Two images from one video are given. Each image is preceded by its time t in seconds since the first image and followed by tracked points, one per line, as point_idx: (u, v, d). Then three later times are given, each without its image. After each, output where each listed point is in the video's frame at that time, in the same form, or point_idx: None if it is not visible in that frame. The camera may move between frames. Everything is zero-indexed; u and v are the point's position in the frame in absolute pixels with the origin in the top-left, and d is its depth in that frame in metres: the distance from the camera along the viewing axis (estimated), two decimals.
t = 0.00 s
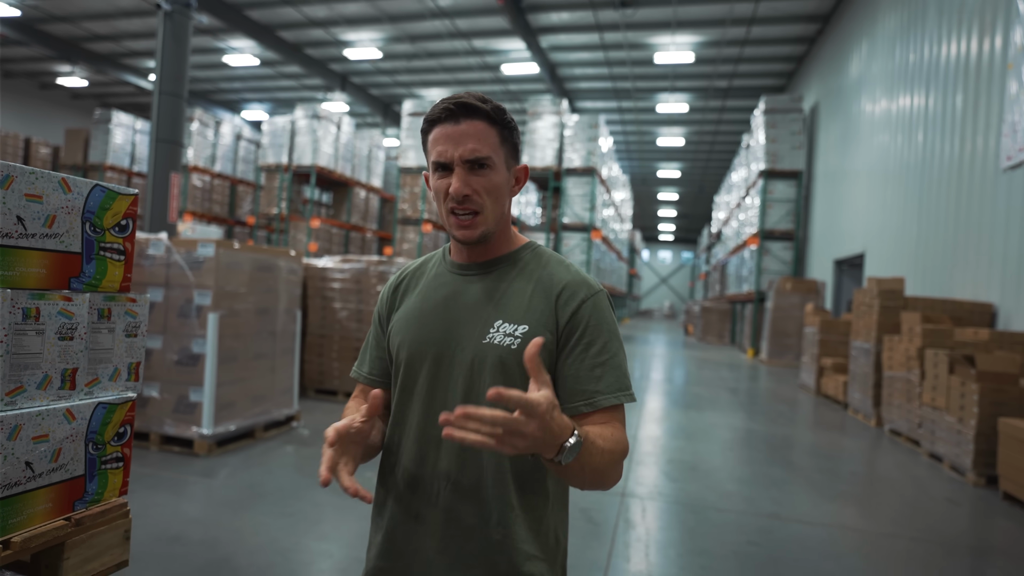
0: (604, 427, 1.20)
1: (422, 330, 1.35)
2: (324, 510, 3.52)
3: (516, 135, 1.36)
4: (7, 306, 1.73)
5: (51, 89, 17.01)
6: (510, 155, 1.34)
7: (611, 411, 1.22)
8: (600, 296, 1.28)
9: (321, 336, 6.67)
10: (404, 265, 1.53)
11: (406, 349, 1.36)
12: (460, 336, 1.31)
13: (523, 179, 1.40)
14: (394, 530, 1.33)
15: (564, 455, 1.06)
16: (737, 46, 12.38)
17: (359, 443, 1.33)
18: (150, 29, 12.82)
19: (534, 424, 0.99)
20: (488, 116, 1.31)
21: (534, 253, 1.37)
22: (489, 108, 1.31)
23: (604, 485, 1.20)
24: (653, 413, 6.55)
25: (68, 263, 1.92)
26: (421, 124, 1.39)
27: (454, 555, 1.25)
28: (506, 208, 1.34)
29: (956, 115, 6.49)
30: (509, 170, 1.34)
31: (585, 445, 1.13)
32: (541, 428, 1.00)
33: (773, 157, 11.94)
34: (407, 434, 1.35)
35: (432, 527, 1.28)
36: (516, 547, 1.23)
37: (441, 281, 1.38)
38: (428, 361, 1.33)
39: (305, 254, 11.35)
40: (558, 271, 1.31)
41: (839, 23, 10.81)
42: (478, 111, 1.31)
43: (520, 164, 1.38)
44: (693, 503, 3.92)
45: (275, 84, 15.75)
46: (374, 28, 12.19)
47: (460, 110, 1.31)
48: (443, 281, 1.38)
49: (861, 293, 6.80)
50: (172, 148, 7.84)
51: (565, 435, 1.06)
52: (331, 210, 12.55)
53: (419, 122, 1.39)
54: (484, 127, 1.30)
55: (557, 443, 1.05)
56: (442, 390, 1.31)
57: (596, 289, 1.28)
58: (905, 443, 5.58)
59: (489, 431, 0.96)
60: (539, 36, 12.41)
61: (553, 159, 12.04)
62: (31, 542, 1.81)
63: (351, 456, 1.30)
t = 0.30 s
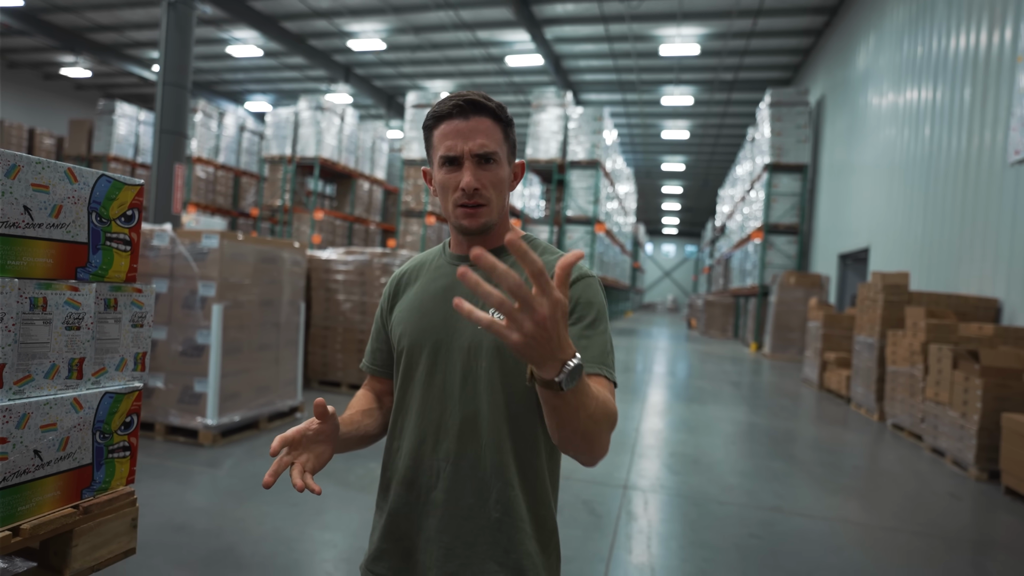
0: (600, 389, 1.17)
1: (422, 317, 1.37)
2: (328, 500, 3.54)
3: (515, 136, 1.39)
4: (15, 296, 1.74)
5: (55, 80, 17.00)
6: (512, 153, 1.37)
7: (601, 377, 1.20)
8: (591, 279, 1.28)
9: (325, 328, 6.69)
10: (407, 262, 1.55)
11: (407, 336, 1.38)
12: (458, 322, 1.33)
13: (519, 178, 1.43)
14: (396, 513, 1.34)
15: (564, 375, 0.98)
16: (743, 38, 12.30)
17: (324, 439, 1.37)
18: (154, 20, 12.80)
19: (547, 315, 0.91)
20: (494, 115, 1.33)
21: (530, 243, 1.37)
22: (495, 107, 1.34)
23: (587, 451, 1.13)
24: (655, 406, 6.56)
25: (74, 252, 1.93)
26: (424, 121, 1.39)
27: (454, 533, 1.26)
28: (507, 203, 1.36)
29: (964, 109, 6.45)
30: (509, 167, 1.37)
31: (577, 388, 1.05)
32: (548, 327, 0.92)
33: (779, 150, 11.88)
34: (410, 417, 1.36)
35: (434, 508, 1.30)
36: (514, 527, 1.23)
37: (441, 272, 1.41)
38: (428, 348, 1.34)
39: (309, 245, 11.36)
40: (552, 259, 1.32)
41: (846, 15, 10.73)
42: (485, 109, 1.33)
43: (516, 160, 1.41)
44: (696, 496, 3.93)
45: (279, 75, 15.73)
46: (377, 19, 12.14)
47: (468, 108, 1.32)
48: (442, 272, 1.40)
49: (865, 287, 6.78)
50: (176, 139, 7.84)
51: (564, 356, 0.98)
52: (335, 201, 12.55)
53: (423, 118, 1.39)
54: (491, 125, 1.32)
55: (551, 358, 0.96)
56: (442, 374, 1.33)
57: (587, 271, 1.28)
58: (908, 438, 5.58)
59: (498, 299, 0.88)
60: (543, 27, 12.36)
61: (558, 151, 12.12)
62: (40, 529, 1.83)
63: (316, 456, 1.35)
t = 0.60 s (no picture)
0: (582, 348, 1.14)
1: (423, 307, 1.37)
2: (330, 489, 3.57)
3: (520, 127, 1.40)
4: (20, 284, 1.75)
5: (56, 69, 16.97)
6: (516, 144, 1.38)
7: (582, 336, 1.17)
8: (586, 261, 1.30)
9: (327, 318, 6.71)
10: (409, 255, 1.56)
11: (408, 325, 1.39)
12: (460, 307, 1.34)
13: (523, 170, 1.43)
14: (400, 499, 1.36)
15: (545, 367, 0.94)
16: (747, 29, 12.23)
17: (329, 431, 1.39)
18: (155, 9, 12.75)
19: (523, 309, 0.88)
20: (500, 106, 1.34)
21: (528, 234, 1.39)
22: (501, 99, 1.35)
23: (580, 418, 1.08)
24: (656, 397, 6.59)
25: (78, 241, 1.94)
26: (432, 110, 1.40)
27: (457, 517, 1.28)
28: (509, 192, 1.37)
29: (968, 100, 6.41)
30: (514, 158, 1.38)
31: (562, 372, 1.01)
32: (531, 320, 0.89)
33: (782, 141, 11.82)
34: (411, 404, 1.38)
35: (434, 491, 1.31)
36: (514, 507, 1.25)
37: (443, 262, 1.42)
38: (430, 336, 1.35)
39: (311, 236, 11.36)
40: (549, 246, 1.34)
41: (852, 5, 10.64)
42: (491, 100, 1.34)
43: (521, 153, 1.42)
44: (696, 486, 3.95)
45: (280, 65, 15.67)
46: (379, 8, 12.08)
47: (476, 98, 1.33)
48: (443, 262, 1.41)
49: (867, 279, 6.78)
50: (178, 129, 7.84)
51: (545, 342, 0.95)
52: (337, 192, 12.56)
53: (431, 107, 1.40)
54: (496, 116, 1.33)
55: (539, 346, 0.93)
56: (443, 361, 1.34)
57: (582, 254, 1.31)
58: (908, 429, 5.60)
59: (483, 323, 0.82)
60: (546, 17, 12.28)
61: (560, 142, 12.02)
62: (47, 514, 1.85)
63: (323, 448, 1.37)
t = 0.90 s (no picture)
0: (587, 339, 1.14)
1: (422, 302, 1.37)
2: (329, 484, 3.58)
3: (517, 121, 1.41)
4: (15, 278, 1.75)
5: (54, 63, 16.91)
6: (512, 138, 1.40)
7: (586, 327, 1.17)
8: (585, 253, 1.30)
9: (327, 313, 6.71)
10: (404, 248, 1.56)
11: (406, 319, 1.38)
12: (460, 300, 1.34)
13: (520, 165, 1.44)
14: (399, 494, 1.37)
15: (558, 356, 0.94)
16: (747, 23, 12.20)
17: (325, 427, 1.39)
18: (152, 3, 12.69)
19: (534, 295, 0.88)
20: (496, 99, 1.36)
21: (526, 227, 1.38)
22: (497, 92, 1.36)
23: (588, 408, 1.08)
24: (655, 392, 6.60)
25: (74, 235, 1.93)
26: (429, 104, 1.42)
27: (458, 511, 1.28)
28: (506, 186, 1.38)
29: (968, 95, 6.40)
30: (510, 151, 1.39)
31: (572, 361, 1.01)
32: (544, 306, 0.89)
33: (781, 137, 11.80)
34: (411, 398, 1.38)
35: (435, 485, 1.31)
36: (515, 501, 1.25)
37: (441, 256, 1.41)
38: (429, 330, 1.35)
39: (310, 231, 11.35)
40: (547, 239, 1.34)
41: None
42: (488, 94, 1.35)
43: (518, 147, 1.43)
44: (694, 480, 3.96)
45: (279, 59, 15.63)
46: (378, 3, 12.03)
47: (472, 92, 1.34)
48: (441, 256, 1.41)
49: (865, 275, 6.77)
50: (175, 123, 7.82)
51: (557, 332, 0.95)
52: (336, 187, 12.55)
53: (428, 101, 1.42)
54: (492, 110, 1.35)
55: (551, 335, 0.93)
56: (443, 355, 1.34)
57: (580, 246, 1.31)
58: (905, 424, 5.62)
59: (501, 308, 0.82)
60: (546, 12, 12.25)
61: (559, 137, 12.01)
62: (44, 509, 1.85)
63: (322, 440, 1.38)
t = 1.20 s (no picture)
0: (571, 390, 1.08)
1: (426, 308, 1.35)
2: (330, 483, 3.58)
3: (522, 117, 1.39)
4: (14, 279, 1.75)
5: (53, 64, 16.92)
6: (517, 136, 1.38)
7: (582, 360, 1.15)
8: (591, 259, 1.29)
9: (326, 313, 6.70)
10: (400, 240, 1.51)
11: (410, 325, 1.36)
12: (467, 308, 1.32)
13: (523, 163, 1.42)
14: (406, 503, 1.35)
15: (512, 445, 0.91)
16: (747, 22, 12.19)
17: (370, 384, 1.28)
18: (151, 3, 12.69)
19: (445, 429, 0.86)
20: (502, 95, 1.33)
21: (528, 227, 1.37)
22: (503, 88, 1.33)
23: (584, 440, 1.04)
24: (655, 391, 6.61)
25: (73, 236, 1.93)
26: (432, 96, 1.39)
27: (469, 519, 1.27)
28: (509, 185, 1.37)
29: (967, 93, 6.40)
30: (515, 148, 1.37)
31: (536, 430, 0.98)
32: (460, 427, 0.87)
33: (781, 135, 11.79)
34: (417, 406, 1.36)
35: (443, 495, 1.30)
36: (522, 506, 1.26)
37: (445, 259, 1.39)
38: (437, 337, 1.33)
39: (310, 231, 11.35)
40: (550, 243, 1.33)
41: None
42: (493, 90, 1.33)
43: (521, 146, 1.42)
44: (695, 479, 3.96)
45: (278, 59, 15.63)
46: (377, 2, 12.02)
47: (477, 87, 1.32)
48: (444, 259, 1.39)
49: (865, 273, 6.77)
50: (175, 123, 7.82)
51: (495, 437, 0.91)
52: (336, 186, 12.56)
53: (431, 94, 1.39)
54: (498, 106, 1.32)
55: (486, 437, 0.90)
56: (449, 364, 1.33)
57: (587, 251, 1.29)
58: (906, 422, 5.61)
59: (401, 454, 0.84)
60: (545, 11, 12.24)
61: (559, 137, 12.01)
62: (43, 510, 1.84)
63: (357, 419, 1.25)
